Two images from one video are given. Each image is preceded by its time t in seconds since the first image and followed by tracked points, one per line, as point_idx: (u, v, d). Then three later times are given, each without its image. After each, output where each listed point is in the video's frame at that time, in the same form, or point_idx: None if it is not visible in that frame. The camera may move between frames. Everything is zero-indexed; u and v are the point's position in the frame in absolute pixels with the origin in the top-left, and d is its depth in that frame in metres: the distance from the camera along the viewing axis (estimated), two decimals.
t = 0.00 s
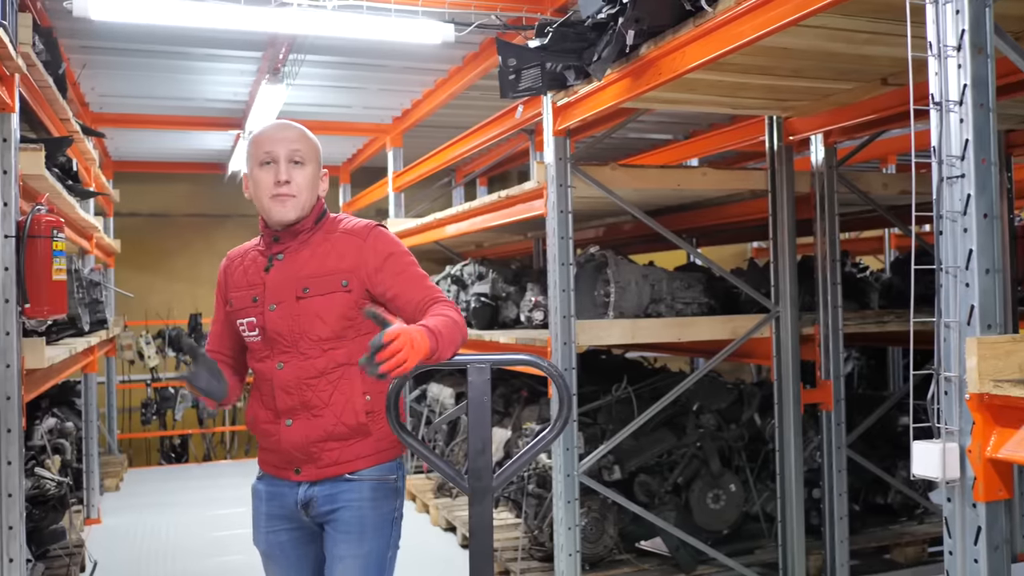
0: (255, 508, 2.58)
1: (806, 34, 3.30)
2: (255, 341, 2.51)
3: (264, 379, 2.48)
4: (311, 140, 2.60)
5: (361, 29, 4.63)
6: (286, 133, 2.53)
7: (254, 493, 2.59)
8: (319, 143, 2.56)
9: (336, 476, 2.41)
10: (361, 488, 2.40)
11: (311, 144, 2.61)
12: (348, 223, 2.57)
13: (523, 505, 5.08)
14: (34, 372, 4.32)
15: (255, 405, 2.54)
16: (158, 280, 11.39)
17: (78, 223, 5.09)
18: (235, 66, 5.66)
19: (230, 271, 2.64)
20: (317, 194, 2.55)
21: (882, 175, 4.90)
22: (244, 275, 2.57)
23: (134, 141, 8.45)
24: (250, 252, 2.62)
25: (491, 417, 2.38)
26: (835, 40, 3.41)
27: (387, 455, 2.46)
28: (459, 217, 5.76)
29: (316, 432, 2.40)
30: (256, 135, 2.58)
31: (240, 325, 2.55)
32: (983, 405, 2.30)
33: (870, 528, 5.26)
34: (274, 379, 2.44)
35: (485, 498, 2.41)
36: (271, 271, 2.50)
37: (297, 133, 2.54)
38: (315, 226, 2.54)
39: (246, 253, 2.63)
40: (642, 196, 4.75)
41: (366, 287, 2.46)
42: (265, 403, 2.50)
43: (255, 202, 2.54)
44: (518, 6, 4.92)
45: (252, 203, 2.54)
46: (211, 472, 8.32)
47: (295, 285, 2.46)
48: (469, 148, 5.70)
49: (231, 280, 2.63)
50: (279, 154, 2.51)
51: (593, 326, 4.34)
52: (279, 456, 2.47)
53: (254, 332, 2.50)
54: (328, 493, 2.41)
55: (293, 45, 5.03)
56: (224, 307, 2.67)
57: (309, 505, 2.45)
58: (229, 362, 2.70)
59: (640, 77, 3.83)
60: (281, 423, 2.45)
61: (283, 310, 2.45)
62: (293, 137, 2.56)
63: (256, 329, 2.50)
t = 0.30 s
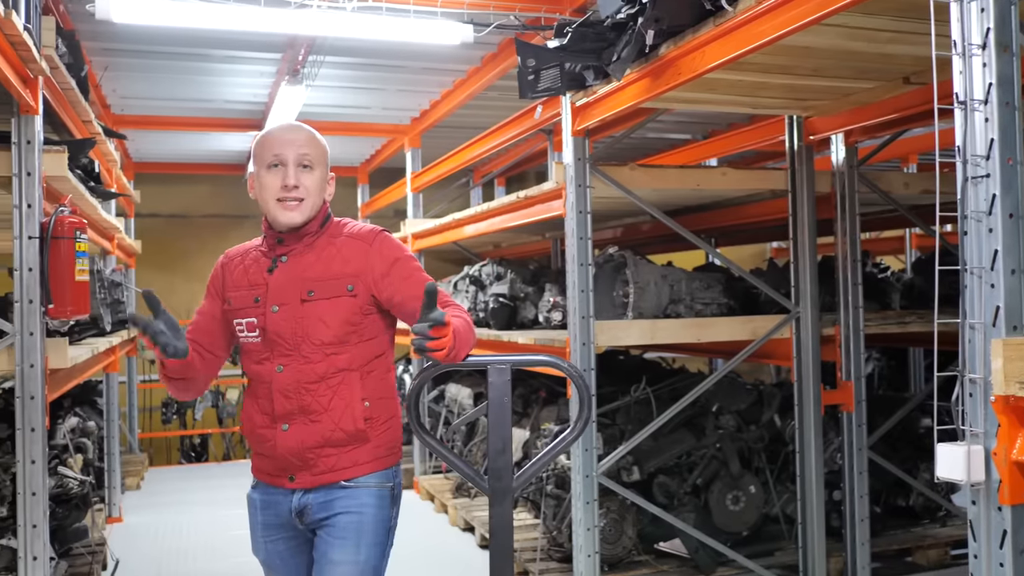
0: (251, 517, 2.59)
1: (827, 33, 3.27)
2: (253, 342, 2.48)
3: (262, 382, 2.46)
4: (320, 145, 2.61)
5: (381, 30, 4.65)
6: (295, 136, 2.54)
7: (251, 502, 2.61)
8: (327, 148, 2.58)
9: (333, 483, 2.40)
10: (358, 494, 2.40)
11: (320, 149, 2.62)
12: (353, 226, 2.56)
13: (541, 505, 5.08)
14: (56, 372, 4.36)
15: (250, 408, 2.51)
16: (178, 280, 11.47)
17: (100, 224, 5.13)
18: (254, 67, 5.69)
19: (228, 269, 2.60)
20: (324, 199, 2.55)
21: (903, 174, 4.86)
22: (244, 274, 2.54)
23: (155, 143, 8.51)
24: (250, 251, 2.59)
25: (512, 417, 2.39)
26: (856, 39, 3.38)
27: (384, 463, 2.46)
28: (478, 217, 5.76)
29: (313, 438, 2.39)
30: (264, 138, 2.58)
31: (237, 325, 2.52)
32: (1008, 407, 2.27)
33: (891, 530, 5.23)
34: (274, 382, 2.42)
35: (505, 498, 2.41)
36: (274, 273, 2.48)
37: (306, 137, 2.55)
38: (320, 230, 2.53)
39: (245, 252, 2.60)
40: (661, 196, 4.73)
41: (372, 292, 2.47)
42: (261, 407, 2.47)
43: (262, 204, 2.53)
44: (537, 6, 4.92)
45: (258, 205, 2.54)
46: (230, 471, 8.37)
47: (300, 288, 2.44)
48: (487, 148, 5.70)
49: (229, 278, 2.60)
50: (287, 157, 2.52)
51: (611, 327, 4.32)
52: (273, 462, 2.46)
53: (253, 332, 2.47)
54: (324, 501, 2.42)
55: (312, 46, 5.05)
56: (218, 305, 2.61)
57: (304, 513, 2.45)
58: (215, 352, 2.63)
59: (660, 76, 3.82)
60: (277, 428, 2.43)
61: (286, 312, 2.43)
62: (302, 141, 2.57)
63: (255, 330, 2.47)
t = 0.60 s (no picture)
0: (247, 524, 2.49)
1: (850, 32, 3.24)
2: (261, 339, 2.40)
3: (270, 381, 2.38)
4: (344, 138, 2.56)
5: (400, 31, 4.66)
6: (319, 128, 2.48)
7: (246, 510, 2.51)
8: (349, 143, 2.53)
9: (338, 491, 2.35)
10: (365, 506, 2.36)
11: (344, 142, 2.57)
12: (368, 226, 2.54)
13: (560, 506, 5.07)
14: (80, 371, 4.41)
15: (252, 409, 2.42)
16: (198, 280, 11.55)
17: (122, 225, 5.17)
18: (274, 69, 5.73)
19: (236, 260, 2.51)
20: (342, 195, 2.50)
21: (925, 174, 4.82)
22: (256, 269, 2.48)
23: (175, 144, 8.58)
24: (260, 245, 2.53)
25: (533, 418, 2.38)
26: (879, 38, 3.35)
27: (390, 471, 2.42)
28: (496, 217, 5.76)
29: (320, 443, 2.33)
30: (287, 127, 2.54)
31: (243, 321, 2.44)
32: None
33: (913, 533, 5.19)
34: (283, 382, 2.35)
35: (527, 498, 2.41)
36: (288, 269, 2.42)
37: (330, 129, 2.49)
38: (336, 227, 2.49)
39: (254, 246, 2.53)
40: (681, 196, 4.72)
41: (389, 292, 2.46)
42: (265, 408, 2.39)
43: (278, 195, 2.48)
44: (556, 6, 4.91)
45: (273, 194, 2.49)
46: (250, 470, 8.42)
47: (316, 286, 2.39)
48: (506, 148, 5.69)
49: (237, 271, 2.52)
50: (308, 149, 2.47)
51: (631, 327, 4.31)
52: (275, 467, 2.38)
53: (262, 328, 2.39)
54: (329, 511, 2.36)
55: (332, 47, 5.09)
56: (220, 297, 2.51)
57: (307, 522, 2.38)
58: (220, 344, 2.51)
59: (680, 76, 3.80)
60: (282, 431, 2.36)
61: (300, 310, 2.37)
62: (326, 133, 2.51)
63: (263, 327, 2.39)
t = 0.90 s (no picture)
0: (250, 525, 2.45)
1: (874, 29, 3.21)
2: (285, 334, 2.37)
3: (293, 377, 2.33)
4: (375, 129, 2.52)
5: (422, 32, 4.67)
6: (348, 118, 2.45)
7: (246, 510, 2.46)
8: (380, 133, 2.48)
9: (358, 494, 2.35)
10: (385, 513, 2.36)
11: (375, 133, 2.52)
12: (398, 220, 2.49)
13: (581, 507, 5.07)
14: (106, 371, 4.46)
15: (271, 404, 2.38)
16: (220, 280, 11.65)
17: (146, 226, 5.22)
18: (296, 70, 5.77)
19: (261, 247, 2.44)
20: (373, 185, 2.45)
21: (950, 173, 4.77)
22: (284, 258, 2.40)
23: (198, 145, 8.65)
24: (287, 233, 2.45)
25: (556, 417, 2.39)
26: (904, 35, 3.32)
27: (407, 475, 2.43)
28: (517, 217, 5.76)
29: (341, 445, 2.32)
30: (317, 118, 2.50)
31: (268, 313, 2.40)
32: None
33: (937, 535, 5.15)
34: (307, 380, 2.31)
35: (550, 499, 2.41)
36: (318, 263, 2.37)
37: (359, 119, 2.45)
38: (366, 220, 2.44)
39: (280, 232, 2.45)
40: (702, 196, 4.70)
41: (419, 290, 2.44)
42: (285, 405, 2.36)
43: (308, 186, 2.44)
44: (577, 6, 4.91)
45: (303, 186, 2.45)
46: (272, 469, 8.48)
47: (347, 283, 2.36)
48: (526, 148, 5.70)
49: (262, 258, 2.43)
50: (338, 139, 2.43)
51: (652, 327, 4.29)
52: (293, 468, 2.35)
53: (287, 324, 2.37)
54: (347, 516, 2.36)
55: (353, 48, 5.12)
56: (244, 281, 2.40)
57: (320, 526, 2.36)
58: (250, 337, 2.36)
59: (702, 75, 3.79)
60: (302, 430, 2.34)
61: (328, 307, 2.34)
62: (356, 124, 2.47)
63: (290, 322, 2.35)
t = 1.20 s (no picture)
0: (270, 526, 2.40)
1: (899, 28, 3.19)
2: (319, 335, 2.34)
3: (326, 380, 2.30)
4: (412, 124, 2.45)
5: (443, 33, 4.69)
6: (386, 115, 2.38)
7: (266, 510, 2.41)
8: (418, 130, 2.42)
9: (389, 498, 2.37)
10: (416, 517, 2.39)
11: (413, 128, 2.46)
12: (431, 215, 2.49)
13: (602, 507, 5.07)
14: (131, 370, 4.51)
15: (300, 407, 2.34)
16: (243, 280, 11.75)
17: (170, 227, 5.28)
18: (318, 72, 5.81)
19: (290, 242, 2.38)
20: (409, 186, 2.41)
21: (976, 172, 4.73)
22: (315, 256, 2.36)
23: (220, 147, 8.73)
24: (317, 228, 2.41)
25: (578, 417, 2.39)
26: (929, 34, 3.29)
27: (434, 477, 2.46)
28: (538, 217, 5.77)
29: (375, 449, 2.33)
30: (353, 112, 2.43)
31: (298, 312, 2.35)
32: None
33: (963, 537, 5.10)
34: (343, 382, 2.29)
35: (573, 499, 2.41)
36: (353, 263, 2.35)
37: (397, 116, 2.39)
38: (401, 218, 2.44)
39: (309, 227, 2.40)
40: (725, 195, 4.69)
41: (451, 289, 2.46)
42: (316, 408, 2.32)
43: (342, 184, 2.40)
44: (599, 6, 4.90)
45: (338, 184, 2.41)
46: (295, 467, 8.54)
47: (384, 284, 2.34)
48: (548, 148, 5.70)
49: (292, 254, 2.37)
50: (375, 138, 2.37)
51: (675, 328, 4.28)
52: (324, 471, 2.33)
53: (321, 324, 2.33)
54: (377, 520, 2.37)
55: (375, 49, 5.14)
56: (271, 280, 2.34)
57: (351, 530, 2.37)
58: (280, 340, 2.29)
59: (725, 75, 3.77)
60: (334, 434, 2.32)
61: (366, 308, 2.32)
62: (393, 120, 2.40)
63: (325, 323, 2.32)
